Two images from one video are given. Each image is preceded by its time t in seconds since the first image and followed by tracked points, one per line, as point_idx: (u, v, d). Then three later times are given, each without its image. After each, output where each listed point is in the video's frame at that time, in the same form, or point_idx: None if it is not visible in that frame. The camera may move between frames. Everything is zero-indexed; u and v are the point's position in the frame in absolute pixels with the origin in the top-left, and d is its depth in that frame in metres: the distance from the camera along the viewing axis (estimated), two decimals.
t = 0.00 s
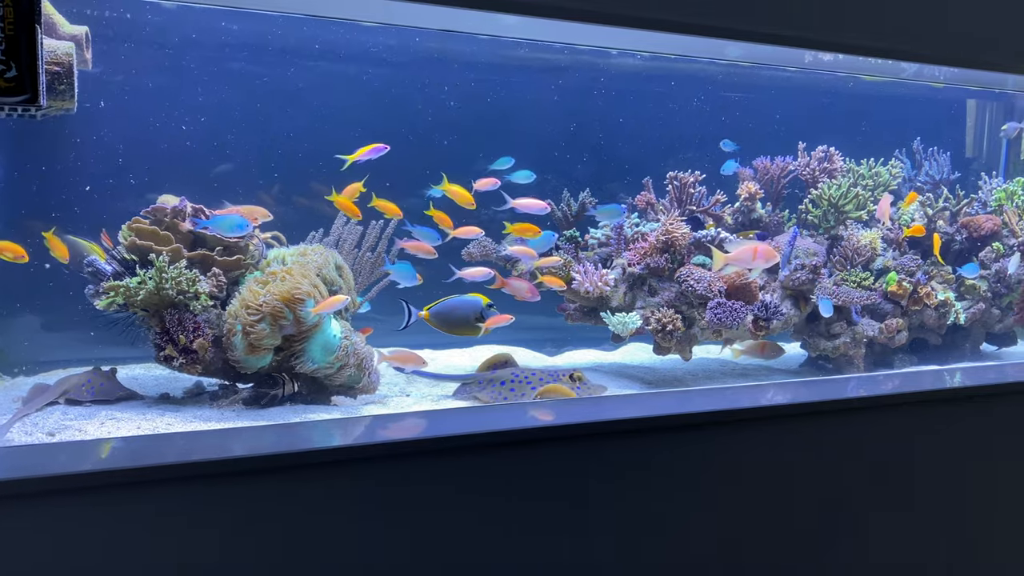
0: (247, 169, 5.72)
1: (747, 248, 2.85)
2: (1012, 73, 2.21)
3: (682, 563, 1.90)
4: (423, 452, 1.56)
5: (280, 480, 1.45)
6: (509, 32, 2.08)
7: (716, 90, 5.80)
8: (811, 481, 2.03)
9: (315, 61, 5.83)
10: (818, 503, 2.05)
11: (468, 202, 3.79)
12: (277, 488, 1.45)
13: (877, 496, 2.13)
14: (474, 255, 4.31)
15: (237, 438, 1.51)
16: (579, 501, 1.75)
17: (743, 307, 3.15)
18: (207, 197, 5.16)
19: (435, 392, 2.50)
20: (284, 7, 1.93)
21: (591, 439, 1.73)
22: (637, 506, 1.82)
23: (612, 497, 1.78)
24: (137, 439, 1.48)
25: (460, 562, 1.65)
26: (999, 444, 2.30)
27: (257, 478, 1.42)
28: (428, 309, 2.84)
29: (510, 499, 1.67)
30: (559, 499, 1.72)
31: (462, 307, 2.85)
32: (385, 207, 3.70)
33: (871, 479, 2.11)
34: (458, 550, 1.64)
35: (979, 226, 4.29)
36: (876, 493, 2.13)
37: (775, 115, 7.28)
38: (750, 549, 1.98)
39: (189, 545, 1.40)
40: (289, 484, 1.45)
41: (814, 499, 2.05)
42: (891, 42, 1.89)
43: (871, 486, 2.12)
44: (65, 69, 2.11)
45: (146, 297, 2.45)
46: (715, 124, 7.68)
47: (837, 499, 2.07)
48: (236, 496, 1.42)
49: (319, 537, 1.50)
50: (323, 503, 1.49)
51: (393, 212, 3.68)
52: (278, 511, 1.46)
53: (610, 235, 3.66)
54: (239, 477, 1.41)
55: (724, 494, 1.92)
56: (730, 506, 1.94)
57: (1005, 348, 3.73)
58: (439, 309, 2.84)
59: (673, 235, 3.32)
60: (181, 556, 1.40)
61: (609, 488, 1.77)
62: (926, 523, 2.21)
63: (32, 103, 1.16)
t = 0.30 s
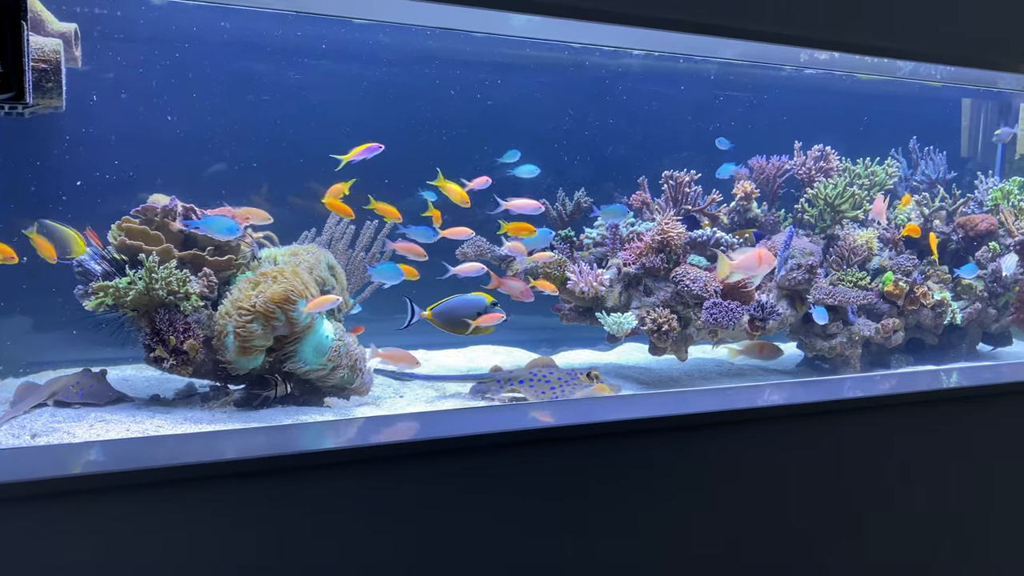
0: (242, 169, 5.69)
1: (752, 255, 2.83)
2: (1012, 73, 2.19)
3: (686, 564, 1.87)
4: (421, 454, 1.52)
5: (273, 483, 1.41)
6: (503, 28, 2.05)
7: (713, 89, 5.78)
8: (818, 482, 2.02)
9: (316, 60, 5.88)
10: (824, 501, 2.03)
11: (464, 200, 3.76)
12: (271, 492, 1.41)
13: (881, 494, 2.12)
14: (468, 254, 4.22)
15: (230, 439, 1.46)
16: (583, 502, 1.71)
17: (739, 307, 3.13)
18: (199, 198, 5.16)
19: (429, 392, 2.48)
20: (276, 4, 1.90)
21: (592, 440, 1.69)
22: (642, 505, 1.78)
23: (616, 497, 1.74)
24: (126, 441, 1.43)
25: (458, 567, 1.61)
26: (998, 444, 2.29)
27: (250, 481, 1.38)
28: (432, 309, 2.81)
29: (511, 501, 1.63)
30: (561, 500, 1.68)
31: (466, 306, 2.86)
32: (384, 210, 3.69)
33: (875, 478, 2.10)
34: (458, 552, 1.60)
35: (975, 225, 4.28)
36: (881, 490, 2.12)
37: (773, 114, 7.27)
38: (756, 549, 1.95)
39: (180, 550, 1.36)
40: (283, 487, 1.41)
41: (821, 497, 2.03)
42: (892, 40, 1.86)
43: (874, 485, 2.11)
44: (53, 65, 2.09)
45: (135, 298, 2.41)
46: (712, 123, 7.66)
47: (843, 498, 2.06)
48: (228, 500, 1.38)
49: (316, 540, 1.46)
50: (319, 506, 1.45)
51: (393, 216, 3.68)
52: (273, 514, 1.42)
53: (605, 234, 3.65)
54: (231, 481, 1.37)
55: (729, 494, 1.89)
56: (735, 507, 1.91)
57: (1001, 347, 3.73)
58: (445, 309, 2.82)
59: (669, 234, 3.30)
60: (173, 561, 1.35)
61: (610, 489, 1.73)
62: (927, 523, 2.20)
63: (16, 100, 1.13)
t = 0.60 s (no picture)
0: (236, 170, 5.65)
1: (754, 261, 2.78)
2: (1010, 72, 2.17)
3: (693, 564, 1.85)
4: (420, 456, 1.50)
5: (270, 486, 1.38)
6: (499, 26, 2.02)
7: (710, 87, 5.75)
8: (822, 481, 2.01)
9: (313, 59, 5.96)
10: (828, 501, 2.03)
11: (459, 200, 3.74)
12: (269, 494, 1.38)
13: (883, 493, 2.11)
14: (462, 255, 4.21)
15: (224, 441, 1.44)
16: (592, 502, 1.69)
17: (735, 307, 3.11)
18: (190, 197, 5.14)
19: (422, 392, 2.46)
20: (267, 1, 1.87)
21: (594, 441, 1.67)
22: (649, 504, 1.77)
23: (622, 496, 1.73)
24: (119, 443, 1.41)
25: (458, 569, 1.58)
26: (999, 444, 2.28)
27: (248, 483, 1.36)
28: (434, 309, 2.78)
29: (515, 502, 1.61)
30: (567, 500, 1.66)
31: (466, 305, 2.85)
32: (381, 213, 3.67)
33: (878, 477, 2.09)
34: (462, 554, 1.58)
35: (971, 224, 4.26)
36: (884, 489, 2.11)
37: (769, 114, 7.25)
38: (760, 549, 1.94)
39: (179, 554, 1.33)
40: (282, 488, 1.39)
41: (824, 497, 2.02)
42: (892, 39, 1.84)
43: (877, 484, 2.10)
44: (40, 63, 2.07)
45: (124, 299, 2.39)
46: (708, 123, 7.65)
47: (844, 495, 2.05)
48: (226, 503, 1.36)
49: (318, 541, 1.44)
50: (319, 507, 1.43)
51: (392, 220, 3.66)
52: (273, 517, 1.39)
53: (600, 234, 3.63)
54: (228, 483, 1.34)
55: (734, 493, 1.88)
56: (741, 507, 1.90)
57: (997, 347, 3.72)
58: (447, 309, 2.79)
59: (664, 234, 3.26)
60: (170, 566, 1.33)
61: (616, 489, 1.72)
62: (927, 523, 2.19)
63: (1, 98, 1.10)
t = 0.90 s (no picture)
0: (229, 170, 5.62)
1: (754, 264, 2.74)
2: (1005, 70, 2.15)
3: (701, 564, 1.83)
4: (414, 458, 1.48)
5: (264, 488, 1.36)
6: (491, 23, 2.00)
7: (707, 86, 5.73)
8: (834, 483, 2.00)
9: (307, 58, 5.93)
10: (839, 503, 2.01)
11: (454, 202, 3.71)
12: (263, 497, 1.36)
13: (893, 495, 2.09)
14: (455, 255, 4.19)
15: (215, 443, 1.42)
16: (603, 502, 1.68)
17: (730, 307, 3.09)
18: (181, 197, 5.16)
19: (415, 394, 2.44)
20: None
21: (595, 441, 1.65)
22: (657, 504, 1.75)
23: (632, 497, 1.72)
24: (107, 446, 1.38)
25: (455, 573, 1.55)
26: (1002, 445, 2.26)
27: (240, 485, 1.33)
28: (439, 309, 2.74)
29: (517, 503, 1.59)
30: (574, 501, 1.65)
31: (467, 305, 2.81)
32: (376, 216, 3.65)
33: (887, 479, 2.08)
34: (465, 556, 1.56)
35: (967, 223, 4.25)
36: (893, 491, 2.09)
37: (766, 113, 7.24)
38: (773, 552, 1.92)
39: (169, 558, 1.31)
40: (276, 490, 1.37)
41: (835, 498, 2.00)
42: (889, 36, 1.82)
43: (885, 486, 2.07)
44: (25, 61, 2.03)
45: (112, 299, 2.36)
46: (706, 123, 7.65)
47: (859, 500, 2.04)
48: (216, 506, 1.33)
49: (317, 544, 1.42)
50: (316, 509, 1.40)
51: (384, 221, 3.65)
52: (268, 519, 1.37)
53: (594, 234, 3.61)
54: (220, 485, 1.32)
55: (745, 495, 1.87)
56: (746, 508, 1.87)
57: (993, 347, 3.72)
58: (448, 308, 2.77)
59: (659, 233, 3.26)
60: (164, 570, 1.30)
61: (622, 491, 1.70)
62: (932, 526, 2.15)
63: None
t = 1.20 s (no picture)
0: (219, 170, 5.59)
1: (752, 268, 2.72)
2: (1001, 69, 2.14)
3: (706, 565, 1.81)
4: (411, 460, 1.45)
5: (255, 491, 1.33)
6: (483, 20, 1.97)
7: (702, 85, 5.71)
8: (837, 483, 1.99)
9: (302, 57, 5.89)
10: (843, 501, 2.00)
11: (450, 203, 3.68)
12: (255, 500, 1.33)
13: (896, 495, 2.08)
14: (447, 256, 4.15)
15: (204, 445, 1.39)
16: (612, 502, 1.67)
17: (725, 307, 3.07)
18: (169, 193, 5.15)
19: (408, 396, 2.41)
20: None
21: (595, 442, 1.64)
22: (662, 505, 1.74)
23: (639, 497, 1.71)
24: (92, 449, 1.35)
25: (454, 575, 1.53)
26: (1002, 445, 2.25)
27: (231, 489, 1.31)
28: (440, 308, 2.71)
29: (517, 504, 1.57)
30: (584, 501, 1.64)
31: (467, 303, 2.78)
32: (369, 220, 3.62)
33: (890, 479, 2.07)
34: (467, 558, 1.54)
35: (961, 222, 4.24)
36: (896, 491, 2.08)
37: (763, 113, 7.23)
38: (776, 551, 1.91)
39: (159, 562, 1.28)
40: (268, 494, 1.34)
41: (839, 497, 2.00)
42: (885, 35, 1.80)
43: (887, 485, 2.07)
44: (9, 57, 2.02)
45: (99, 300, 2.32)
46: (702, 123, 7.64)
47: (861, 501, 2.03)
48: (207, 509, 1.30)
49: (316, 546, 1.40)
50: (311, 513, 1.38)
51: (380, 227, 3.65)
52: (262, 523, 1.34)
53: (588, 234, 3.58)
54: (210, 490, 1.29)
55: (750, 494, 1.86)
56: (752, 507, 1.87)
57: (988, 347, 3.72)
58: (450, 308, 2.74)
59: (653, 233, 3.21)
60: None
61: (627, 491, 1.69)
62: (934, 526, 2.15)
63: None
